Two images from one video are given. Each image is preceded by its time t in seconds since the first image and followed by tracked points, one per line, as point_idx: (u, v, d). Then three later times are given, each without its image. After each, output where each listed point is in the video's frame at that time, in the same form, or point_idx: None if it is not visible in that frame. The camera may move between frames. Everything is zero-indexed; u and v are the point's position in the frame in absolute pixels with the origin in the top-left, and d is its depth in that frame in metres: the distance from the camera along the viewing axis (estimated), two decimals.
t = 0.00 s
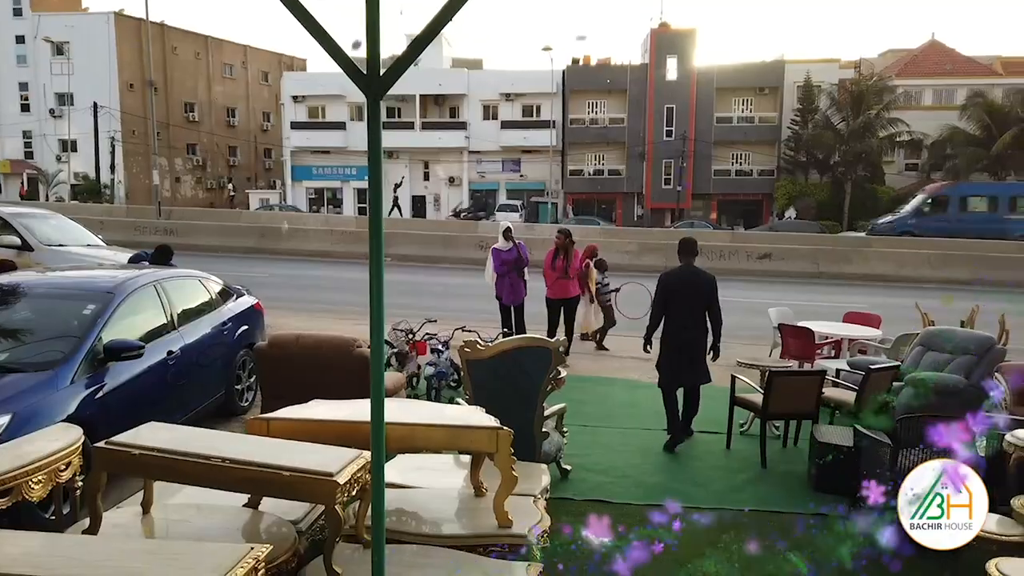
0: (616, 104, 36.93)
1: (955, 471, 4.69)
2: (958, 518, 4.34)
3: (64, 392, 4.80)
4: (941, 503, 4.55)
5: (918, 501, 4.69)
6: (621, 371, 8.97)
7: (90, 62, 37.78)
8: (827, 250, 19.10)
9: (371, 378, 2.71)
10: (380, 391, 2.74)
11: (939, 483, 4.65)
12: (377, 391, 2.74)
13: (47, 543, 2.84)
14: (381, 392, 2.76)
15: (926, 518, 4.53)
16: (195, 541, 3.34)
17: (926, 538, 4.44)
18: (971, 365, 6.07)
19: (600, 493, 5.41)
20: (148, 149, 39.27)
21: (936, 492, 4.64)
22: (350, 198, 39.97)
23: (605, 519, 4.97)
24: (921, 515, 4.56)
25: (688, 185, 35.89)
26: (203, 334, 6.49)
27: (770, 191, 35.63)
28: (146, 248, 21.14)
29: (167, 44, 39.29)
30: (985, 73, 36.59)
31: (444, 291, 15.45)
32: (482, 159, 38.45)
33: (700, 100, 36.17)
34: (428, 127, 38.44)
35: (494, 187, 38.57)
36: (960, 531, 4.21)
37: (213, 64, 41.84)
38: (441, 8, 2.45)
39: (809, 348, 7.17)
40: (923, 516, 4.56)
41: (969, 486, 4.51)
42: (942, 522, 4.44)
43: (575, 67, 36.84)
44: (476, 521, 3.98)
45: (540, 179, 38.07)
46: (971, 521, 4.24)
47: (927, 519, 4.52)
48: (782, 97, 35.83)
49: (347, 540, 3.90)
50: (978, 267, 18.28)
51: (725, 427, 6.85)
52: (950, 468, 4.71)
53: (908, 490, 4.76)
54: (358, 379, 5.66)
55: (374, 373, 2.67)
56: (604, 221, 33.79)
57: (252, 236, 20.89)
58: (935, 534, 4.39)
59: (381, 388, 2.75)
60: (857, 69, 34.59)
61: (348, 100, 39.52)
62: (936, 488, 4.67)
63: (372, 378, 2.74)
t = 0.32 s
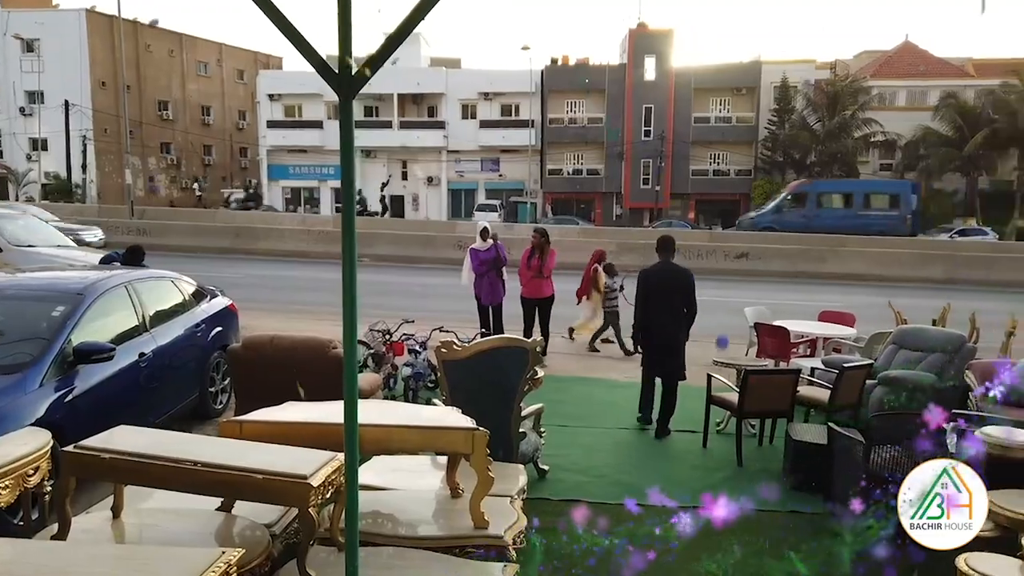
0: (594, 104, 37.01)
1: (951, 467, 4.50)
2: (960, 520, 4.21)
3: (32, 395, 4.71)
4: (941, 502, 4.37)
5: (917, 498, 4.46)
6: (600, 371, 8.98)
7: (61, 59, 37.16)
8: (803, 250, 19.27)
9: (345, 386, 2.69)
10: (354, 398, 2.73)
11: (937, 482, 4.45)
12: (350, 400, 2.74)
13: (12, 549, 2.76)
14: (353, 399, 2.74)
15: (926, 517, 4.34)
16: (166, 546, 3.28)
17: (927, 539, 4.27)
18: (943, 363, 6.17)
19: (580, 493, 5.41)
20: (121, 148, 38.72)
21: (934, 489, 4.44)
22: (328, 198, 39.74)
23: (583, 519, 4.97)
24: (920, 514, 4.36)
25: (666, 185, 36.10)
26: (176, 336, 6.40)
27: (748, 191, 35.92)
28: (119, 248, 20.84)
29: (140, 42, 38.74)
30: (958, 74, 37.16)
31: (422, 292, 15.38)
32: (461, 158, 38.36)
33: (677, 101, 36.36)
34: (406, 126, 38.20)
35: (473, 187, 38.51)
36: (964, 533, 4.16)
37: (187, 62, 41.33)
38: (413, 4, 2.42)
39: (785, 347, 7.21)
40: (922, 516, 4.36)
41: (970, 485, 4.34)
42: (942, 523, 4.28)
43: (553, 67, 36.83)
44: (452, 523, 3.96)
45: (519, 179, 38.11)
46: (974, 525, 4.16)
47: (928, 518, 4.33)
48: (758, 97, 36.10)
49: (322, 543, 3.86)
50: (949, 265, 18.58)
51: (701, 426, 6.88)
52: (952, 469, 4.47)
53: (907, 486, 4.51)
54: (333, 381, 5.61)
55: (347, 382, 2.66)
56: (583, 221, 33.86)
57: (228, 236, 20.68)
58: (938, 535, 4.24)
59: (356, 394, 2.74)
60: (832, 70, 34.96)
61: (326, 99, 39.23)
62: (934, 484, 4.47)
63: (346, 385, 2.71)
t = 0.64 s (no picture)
0: (574, 105, 37.16)
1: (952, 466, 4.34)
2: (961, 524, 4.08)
3: (5, 399, 4.66)
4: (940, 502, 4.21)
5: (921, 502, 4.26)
6: (578, 370, 9.03)
7: (35, 59, 36.70)
8: (780, 250, 19.45)
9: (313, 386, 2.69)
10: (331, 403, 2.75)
11: (937, 482, 4.30)
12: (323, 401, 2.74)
13: None
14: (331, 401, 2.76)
15: (925, 517, 4.22)
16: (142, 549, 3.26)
17: (931, 540, 4.12)
18: (915, 360, 6.28)
19: (557, 491, 5.46)
20: (97, 148, 38.28)
21: (937, 491, 4.27)
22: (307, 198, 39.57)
23: (563, 519, 4.99)
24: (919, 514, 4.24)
25: (646, 186, 36.32)
26: (153, 338, 6.36)
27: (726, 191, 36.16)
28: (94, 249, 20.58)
29: (116, 41, 38.35)
30: (931, 76, 37.71)
31: (402, 293, 15.35)
32: (441, 159, 38.28)
33: (656, 102, 36.61)
34: (386, 127, 37.99)
35: (454, 188, 38.52)
36: (964, 535, 4.06)
37: (165, 61, 40.93)
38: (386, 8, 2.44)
39: (761, 346, 7.29)
40: (922, 516, 4.23)
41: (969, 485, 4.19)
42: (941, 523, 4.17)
43: (533, 69, 36.91)
44: (430, 522, 3.97)
45: (499, 179, 38.04)
46: (975, 525, 4.05)
47: (931, 518, 4.20)
48: (736, 99, 36.44)
49: (299, 544, 3.85)
50: (922, 265, 18.88)
51: (678, 424, 6.94)
52: (953, 470, 4.28)
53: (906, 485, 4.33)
54: (310, 382, 5.60)
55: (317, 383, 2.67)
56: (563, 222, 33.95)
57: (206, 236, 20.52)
58: (943, 536, 4.10)
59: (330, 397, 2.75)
60: (809, 72, 35.34)
61: (304, 99, 39.05)
62: (935, 485, 4.30)
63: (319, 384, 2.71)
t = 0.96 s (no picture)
0: (547, 105, 37.22)
1: (951, 467, 4.13)
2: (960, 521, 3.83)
3: None
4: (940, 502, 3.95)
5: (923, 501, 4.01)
6: (550, 370, 9.05)
7: None
8: (751, 249, 19.67)
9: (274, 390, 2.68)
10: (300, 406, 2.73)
11: (936, 483, 4.05)
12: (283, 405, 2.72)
13: None
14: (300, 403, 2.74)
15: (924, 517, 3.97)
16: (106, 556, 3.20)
17: (930, 539, 3.86)
18: (881, 358, 6.36)
19: (529, 492, 5.46)
20: (63, 148, 37.55)
21: (936, 492, 4.00)
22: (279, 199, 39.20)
23: (538, 520, 4.98)
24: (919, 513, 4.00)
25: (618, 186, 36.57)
26: (119, 340, 6.26)
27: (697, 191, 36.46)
28: (59, 251, 20.22)
29: (83, 39, 37.71)
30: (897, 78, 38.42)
31: (375, 294, 15.26)
32: (415, 159, 38.11)
33: (628, 102, 36.82)
34: (359, 126, 37.74)
35: (427, 188, 38.41)
36: (966, 533, 3.76)
37: (133, 59, 40.37)
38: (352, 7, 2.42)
39: (730, 344, 7.38)
40: (922, 516, 3.98)
41: (971, 488, 3.92)
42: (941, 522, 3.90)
43: (506, 69, 36.94)
44: (401, 523, 3.96)
45: (473, 179, 37.95)
46: (975, 524, 3.78)
47: (933, 518, 3.92)
48: (707, 101, 36.81)
49: (268, 547, 3.81)
50: (888, 264, 19.22)
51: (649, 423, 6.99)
52: (953, 470, 4.05)
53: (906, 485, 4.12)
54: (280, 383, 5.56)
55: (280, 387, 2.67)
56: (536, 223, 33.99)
57: (176, 237, 20.26)
58: (941, 534, 3.84)
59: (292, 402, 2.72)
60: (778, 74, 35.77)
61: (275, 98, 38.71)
62: (934, 487, 4.03)
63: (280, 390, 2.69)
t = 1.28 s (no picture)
0: (522, 105, 37.31)
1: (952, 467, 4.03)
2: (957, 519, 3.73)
3: None
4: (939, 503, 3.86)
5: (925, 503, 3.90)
6: (526, 370, 9.06)
7: None
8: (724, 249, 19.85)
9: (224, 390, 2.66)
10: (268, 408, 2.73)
11: (936, 483, 3.97)
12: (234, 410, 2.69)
13: None
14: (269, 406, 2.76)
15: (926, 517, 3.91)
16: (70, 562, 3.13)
17: (928, 538, 3.77)
18: (850, 356, 6.44)
19: (503, 491, 5.46)
20: (30, 147, 36.84)
21: (937, 493, 3.90)
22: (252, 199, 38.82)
23: (514, 519, 4.99)
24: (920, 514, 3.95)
25: (593, 186, 36.73)
26: (87, 342, 6.16)
27: (671, 191, 36.72)
28: (26, 251, 19.85)
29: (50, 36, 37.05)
30: (866, 80, 39.00)
31: (349, 296, 15.16)
32: (390, 159, 37.86)
33: (603, 104, 37.01)
34: (333, 126, 37.45)
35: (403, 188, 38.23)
36: (963, 535, 3.66)
37: (102, 57, 39.74)
38: (318, 6, 2.40)
39: (702, 343, 7.45)
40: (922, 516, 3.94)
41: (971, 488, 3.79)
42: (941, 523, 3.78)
43: (481, 69, 36.95)
44: (374, 525, 3.93)
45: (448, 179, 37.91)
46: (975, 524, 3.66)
47: (935, 519, 3.80)
48: (680, 101, 37.11)
49: (237, 551, 3.76)
50: (858, 264, 19.51)
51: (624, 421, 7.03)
52: (954, 471, 3.94)
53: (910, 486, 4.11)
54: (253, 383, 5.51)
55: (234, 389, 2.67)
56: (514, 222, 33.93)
57: (146, 237, 19.99)
58: (937, 534, 3.74)
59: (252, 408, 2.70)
60: (750, 75, 36.13)
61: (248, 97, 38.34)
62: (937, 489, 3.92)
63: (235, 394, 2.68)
